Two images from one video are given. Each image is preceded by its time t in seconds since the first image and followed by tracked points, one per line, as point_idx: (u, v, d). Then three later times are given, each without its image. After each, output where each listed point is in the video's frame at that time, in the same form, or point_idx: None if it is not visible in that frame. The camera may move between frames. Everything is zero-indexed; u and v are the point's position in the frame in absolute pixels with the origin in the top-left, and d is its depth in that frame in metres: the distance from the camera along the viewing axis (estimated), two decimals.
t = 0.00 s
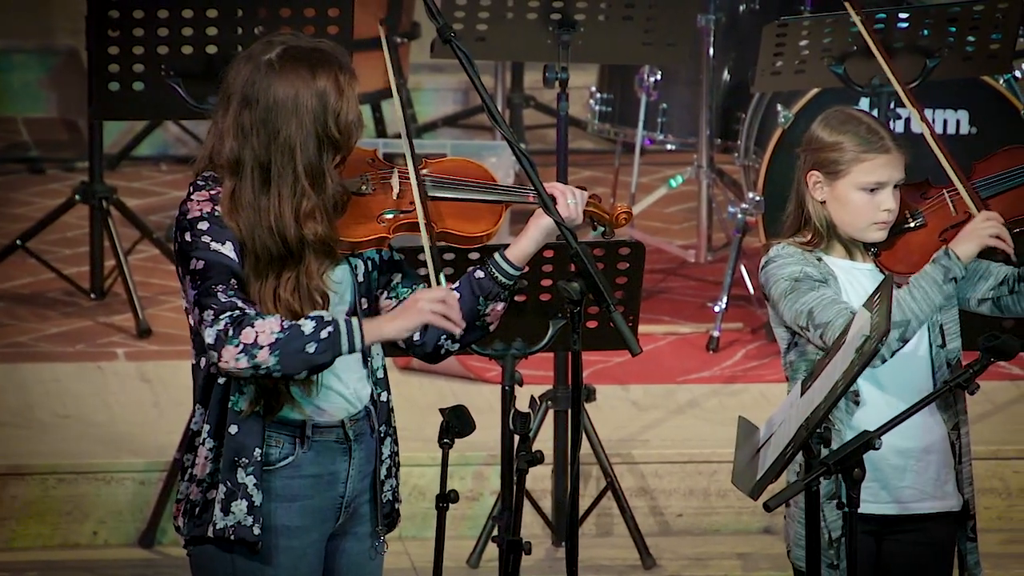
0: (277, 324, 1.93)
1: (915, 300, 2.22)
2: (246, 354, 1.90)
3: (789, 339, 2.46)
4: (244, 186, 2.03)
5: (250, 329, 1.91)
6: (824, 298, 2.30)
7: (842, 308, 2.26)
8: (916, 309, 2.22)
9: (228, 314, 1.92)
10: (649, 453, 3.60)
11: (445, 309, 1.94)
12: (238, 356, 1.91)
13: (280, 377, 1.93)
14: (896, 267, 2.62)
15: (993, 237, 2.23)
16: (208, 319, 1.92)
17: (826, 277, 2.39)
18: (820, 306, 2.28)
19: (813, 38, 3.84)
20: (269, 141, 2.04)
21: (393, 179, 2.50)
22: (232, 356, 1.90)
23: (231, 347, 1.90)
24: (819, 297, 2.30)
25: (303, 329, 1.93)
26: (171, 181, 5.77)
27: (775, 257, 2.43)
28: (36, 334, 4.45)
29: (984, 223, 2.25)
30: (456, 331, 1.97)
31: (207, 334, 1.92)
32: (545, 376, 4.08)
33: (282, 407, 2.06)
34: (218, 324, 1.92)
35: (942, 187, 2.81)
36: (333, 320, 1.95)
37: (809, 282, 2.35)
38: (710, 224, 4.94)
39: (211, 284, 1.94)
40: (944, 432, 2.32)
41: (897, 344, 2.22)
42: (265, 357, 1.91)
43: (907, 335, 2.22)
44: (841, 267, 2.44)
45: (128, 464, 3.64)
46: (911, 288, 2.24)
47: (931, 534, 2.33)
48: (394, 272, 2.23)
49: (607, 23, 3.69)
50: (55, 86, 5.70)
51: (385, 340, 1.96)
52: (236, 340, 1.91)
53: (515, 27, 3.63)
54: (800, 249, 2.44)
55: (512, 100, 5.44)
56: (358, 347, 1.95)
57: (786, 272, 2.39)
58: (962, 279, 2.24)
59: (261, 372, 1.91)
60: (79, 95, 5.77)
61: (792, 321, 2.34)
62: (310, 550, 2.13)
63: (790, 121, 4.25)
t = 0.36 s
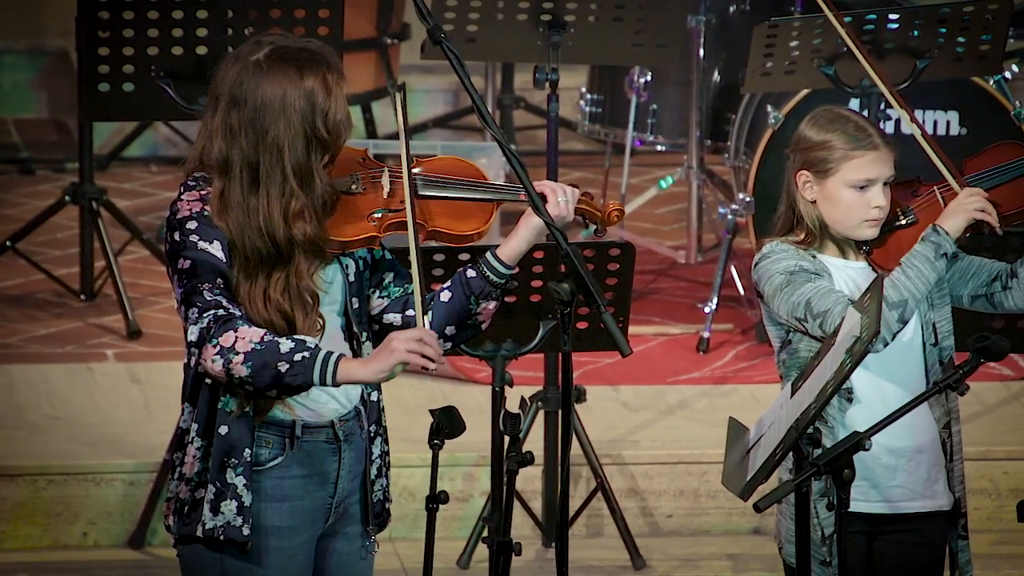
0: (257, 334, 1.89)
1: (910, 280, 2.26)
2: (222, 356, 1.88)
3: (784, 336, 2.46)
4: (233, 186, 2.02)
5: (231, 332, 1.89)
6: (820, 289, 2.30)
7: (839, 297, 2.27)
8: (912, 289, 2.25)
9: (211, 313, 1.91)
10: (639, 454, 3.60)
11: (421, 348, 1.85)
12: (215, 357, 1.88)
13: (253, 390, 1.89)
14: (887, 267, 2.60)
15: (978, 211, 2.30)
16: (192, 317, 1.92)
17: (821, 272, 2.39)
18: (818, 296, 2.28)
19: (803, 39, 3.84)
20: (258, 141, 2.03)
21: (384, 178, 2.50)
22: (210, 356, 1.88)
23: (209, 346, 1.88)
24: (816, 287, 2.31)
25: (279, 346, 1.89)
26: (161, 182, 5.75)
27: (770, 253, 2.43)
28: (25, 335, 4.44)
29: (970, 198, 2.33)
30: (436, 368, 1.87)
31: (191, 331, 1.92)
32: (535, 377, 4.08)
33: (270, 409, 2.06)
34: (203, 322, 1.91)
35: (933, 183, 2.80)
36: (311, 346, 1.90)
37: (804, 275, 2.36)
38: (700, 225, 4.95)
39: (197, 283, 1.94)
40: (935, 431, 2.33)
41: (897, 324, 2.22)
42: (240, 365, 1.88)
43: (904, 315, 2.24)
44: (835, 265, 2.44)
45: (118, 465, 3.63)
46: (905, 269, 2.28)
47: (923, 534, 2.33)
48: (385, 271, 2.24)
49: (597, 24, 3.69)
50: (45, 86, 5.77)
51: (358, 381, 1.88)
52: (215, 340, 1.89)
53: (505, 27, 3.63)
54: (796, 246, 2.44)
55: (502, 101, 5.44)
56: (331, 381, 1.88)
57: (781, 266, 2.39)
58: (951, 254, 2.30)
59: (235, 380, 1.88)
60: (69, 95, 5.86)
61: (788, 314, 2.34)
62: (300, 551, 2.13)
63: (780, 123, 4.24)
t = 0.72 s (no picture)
0: (244, 338, 1.89)
1: (895, 293, 2.24)
2: (210, 362, 1.87)
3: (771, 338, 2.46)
4: (215, 190, 2.02)
5: (217, 338, 1.88)
6: (805, 295, 2.30)
7: (823, 304, 2.27)
8: (896, 302, 2.24)
9: (195, 320, 1.90)
10: (626, 455, 3.60)
11: (412, 349, 1.86)
12: (203, 364, 1.88)
13: (241, 394, 1.89)
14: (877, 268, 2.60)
15: (968, 228, 2.27)
16: (177, 324, 1.91)
17: (807, 276, 2.39)
18: (801, 303, 2.28)
19: (789, 40, 3.85)
20: (240, 144, 2.03)
21: (366, 180, 2.48)
22: (197, 363, 1.88)
23: (197, 353, 1.88)
24: (800, 293, 2.31)
25: (268, 349, 1.89)
26: (148, 183, 5.73)
27: (756, 256, 2.44)
28: (11, 336, 4.41)
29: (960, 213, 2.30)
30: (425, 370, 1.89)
31: (177, 338, 1.91)
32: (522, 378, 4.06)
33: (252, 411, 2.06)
34: (187, 329, 1.90)
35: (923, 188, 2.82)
36: (300, 347, 1.90)
37: (790, 280, 2.36)
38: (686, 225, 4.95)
39: (181, 289, 1.93)
40: (922, 433, 2.32)
41: (880, 335, 2.23)
42: (228, 370, 1.87)
43: (887, 328, 2.24)
44: (821, 267, 2.45)
45: (105, 465, 3.62)
46: (889, 281, 2.27)
47: (909, 535, 2.33)
48: (367, 273, 2.25)
49: (583, 25, 3.69)
50: (31, 86, 5.80)
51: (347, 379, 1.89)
52: (202, 346, 1.88)
53: (491, 28, 3.63)
54: (782, 249, 2.45)
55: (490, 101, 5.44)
56: (319, 380, 1.89)
57: (767, 270, 2.40)
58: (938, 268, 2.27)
59: (223, 385, 1.88)
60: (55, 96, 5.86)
61: (773, 318, 2.34)
62: (284, 552, 2.12)
63: (767, 123, 4.24)
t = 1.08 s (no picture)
0: (233, 329, 1.95)
1: (867, 317, 2.24)
2: (202, 357, 1.93)
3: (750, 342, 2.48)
4: (195, 191, 2.02)
5: (206, 332, 1.93)
6: (781, 305, 2.36)
7: (795, 316, 2.34)
8: (867, 325, 2.25)
9: (183, 317, 1.94)
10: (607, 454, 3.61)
11: (402, 323, 1.94)
12: (194, 358, 1.93)
13: (235, 383, 1.95)
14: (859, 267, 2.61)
15: (951, 259, 2.24)
16: (164, 321, 1.95)
17: (784, 283, 2.41)
18: (776, 313, 2.35)
19: (769, 41, 3.89)
20: (219, 146, 2.03)
21: (345, 181, 2.48)
22: (188, 358, 1.93)
23: (187, 349, 1.93)
24: (775, 302, 2.37)
25: (259, 336, 1.95)
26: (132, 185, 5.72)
27: (735, 262, 2.46)
28: None
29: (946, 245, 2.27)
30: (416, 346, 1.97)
31: (163, 336, 1.95)
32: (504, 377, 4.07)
33: (233, 411, 2.06)
34: (176, 327, 1.94)
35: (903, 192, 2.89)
36: (290, 330, 1.97)
37: (767, 288, 2.40)
38: (668, 227, 4.97)
39: (166, 287, 1.96)
40: (902, 434, 2.35)
41: (847, 354, 2.26)
42: (219, 362, 1.93)
43: (856, 347, 2.26)
44: (801, 270, 2.46)
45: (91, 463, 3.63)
46: (864, 305, 2.26)
47: (889, 536, 2.36)
48: (348, 273, 2.25)
49: (566, 27, 3.71)
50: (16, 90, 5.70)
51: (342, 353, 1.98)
52: (192, 342, 1.93)
53: (474, 30, 3.65)
54: (761, 252, 2.46)
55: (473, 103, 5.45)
56: (312, 358, 1.97)
57: (744, 276, 2.43)
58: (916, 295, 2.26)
59: (215, 377, 1.94)
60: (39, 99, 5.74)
61: (749, 324, 2.41)
62: (266, 553, 2.13)
63: (747, 125, 4.24)
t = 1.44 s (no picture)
0: (218, 323, 1.91)
1: (835, 342, 2.16)
2: (188, 353, 1.88)
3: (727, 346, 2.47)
4: (172, 190, 1.99)
5: (191, 328, 1.89)
6: (752, 314, 2.32)
7: (765, 327, 2.28)
8: (834, 348, 2.17)
9: (166, 315, 1.89)
10: (585, 456, 3.60)
11: (387, 308, 1.94)
12: (179, 355, 1.88)
13: (221, 376, 1.91)
14: (837, 268, 2.59)
15: (928, 294, 2.11)
16: (146, 321, 1.90)
17: (758, 289, 2.41)
18: (746, 322, 2.31)
19: (748, 41, 3.86)
20: (196, 145, 2.01)
21: (322, 182, 2.45)
22: (174, 356, 1.88)
23: (172, 346, 1.88)
24: (746, 311, 2.33)
25: (244, 327, 1.92)
26: (106, 183, 5.66)
27: (712, 266, 2.45)
28: None
29: (925, 277, 2.14)
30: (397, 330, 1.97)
31: (146, 335, 1.90)
32: (481, 378, 4.06)
33: (210, 412, 2.04)
34: (157, 325, 1.89)
35: (882, 191, 2.86)
36: (274, 320, 1.94)
37: (741, 295, 2.37)
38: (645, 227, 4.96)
39: (147, 286, 1.91)
40: (884, 436, 2.35)
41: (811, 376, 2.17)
42: (206, 356, 1.89)
43: (822, 369, 2.18)
44: (777, 273, 2.47)
45: (63, 467, 3.58)
46: (835, 326, 2.18)
47: (871, 540, 2.36)
48: (325, 275, 2.23)
49: (544, 25, 3.67)
50: None
51: (324, 341, 1.95)
52: (176, 339, 1.88)
53: (452, 30, 3.60)
54: (738, 255, 2.46)
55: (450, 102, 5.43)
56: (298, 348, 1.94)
57: (720, 282, 2.41)
58: (889, 327, 2.14)
59: (202, 371, 1.90)
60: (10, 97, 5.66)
61: (723, 333, 2.37)
62: (241, 557, 2.11)
63: (725, 125, 4.28)
